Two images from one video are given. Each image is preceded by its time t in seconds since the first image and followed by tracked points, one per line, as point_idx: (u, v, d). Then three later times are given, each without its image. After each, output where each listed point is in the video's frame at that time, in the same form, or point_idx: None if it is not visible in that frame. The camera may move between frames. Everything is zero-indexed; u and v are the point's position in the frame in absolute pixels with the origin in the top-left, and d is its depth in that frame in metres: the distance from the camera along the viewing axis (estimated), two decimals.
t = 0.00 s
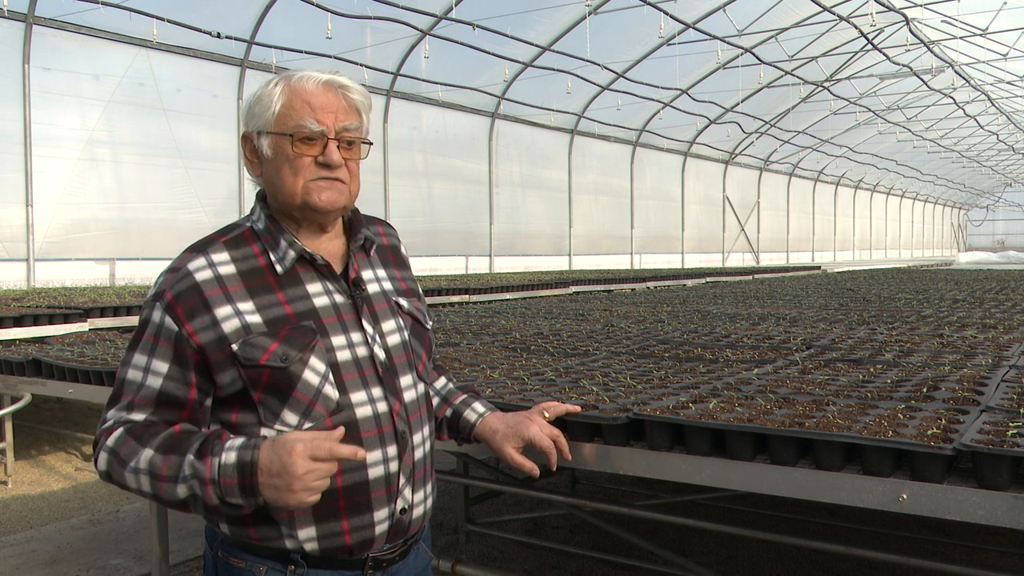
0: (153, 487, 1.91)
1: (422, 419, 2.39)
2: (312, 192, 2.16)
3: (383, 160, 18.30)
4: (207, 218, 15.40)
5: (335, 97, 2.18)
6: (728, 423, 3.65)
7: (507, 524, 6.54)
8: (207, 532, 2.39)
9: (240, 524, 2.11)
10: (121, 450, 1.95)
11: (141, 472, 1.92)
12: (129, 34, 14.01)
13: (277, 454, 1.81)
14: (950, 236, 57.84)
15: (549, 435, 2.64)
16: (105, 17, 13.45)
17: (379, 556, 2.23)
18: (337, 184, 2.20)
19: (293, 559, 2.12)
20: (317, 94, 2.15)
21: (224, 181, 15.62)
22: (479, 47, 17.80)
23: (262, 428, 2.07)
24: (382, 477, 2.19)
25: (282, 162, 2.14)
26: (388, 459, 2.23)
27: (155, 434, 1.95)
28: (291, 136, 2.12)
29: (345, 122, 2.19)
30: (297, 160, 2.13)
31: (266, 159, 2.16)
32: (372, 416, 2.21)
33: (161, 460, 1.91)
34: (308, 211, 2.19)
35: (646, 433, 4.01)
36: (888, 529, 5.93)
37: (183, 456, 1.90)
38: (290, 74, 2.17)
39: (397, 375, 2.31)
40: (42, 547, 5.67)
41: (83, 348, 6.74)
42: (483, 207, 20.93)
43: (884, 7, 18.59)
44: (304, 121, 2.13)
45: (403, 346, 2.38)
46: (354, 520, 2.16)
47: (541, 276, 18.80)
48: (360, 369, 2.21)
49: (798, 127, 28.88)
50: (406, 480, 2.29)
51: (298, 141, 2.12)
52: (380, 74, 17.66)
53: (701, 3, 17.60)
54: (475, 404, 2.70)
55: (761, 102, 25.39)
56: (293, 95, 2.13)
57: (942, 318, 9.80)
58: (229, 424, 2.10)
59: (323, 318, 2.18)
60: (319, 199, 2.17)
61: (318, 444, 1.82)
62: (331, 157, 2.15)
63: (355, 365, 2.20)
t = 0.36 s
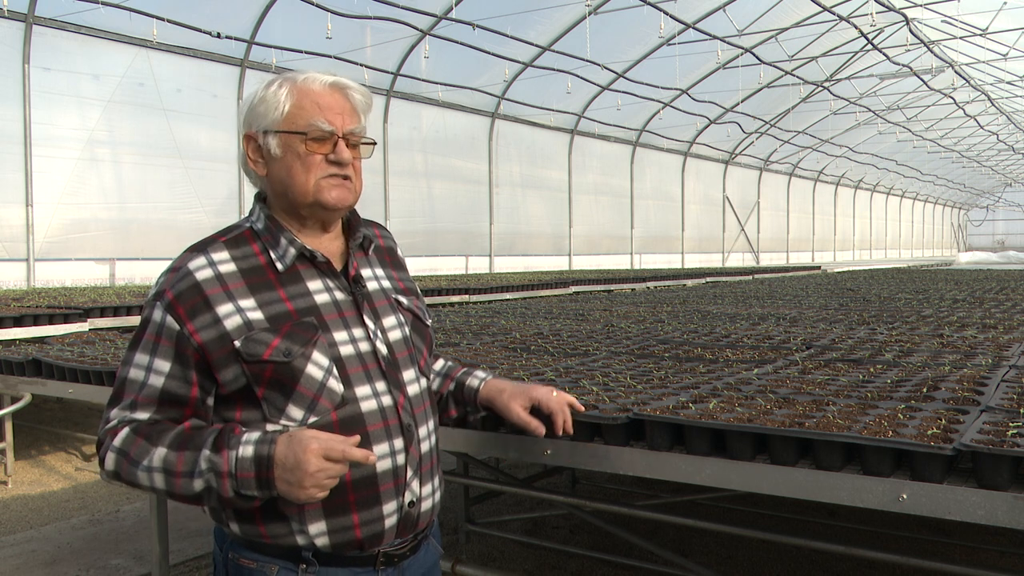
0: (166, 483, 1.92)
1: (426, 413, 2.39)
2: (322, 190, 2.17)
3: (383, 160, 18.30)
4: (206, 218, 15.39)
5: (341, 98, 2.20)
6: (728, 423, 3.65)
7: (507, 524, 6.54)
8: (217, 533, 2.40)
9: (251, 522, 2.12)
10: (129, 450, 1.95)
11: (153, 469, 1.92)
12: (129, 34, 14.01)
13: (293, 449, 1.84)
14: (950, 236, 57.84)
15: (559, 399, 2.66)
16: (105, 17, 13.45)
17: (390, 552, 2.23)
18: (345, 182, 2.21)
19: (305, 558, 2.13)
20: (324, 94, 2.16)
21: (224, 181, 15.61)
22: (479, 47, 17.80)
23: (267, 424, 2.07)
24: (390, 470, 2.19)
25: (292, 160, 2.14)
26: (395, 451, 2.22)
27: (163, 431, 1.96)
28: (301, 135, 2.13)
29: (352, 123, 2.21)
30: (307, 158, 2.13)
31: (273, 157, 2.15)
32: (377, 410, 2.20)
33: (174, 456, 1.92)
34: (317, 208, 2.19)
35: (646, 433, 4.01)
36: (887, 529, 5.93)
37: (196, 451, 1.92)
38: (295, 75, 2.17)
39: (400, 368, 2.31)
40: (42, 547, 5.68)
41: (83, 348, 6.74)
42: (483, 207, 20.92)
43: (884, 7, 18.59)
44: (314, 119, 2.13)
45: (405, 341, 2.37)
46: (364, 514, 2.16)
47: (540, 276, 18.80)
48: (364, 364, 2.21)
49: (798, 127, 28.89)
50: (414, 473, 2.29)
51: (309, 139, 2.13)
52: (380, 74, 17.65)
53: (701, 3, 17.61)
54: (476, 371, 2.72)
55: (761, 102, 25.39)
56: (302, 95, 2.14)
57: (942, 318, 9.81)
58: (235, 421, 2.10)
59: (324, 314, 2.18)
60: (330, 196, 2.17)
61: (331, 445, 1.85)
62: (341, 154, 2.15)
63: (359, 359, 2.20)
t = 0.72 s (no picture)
0: (173, 466, 1.93)
1: (432, 405, 2.34)
2: (307, 174, 2.16)
3: (383, 160, 18.30)
4: (207, 218, 15.38)
5: (324, 86, 2.22)
6: (728, 423, 3.65)
7: (507, 523, 6.54)
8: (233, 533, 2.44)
9: (258, 514, 2.13)
10: (138, 438, 1.99)
11: (160, 453, 1.95)
12: (129, 34, 14.01)
13: (288, 417, 1.80)
14: (950, 236, 57.81)
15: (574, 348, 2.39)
16: (105, 17, 13.45)
17: (399, 546, 2.22)
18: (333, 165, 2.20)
19: (313, 554, 2.16)
20: (306, 84, 2.19)
21: (224, 181, 15.60)
22: (479, 46, 17.80)
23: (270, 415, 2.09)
24: (391, 460, 2.17)
25: (277, 149, 2.17)
26: (398, 442, 2.20)
27: (171, 420, 2.00)
28: (283, 123, 2.15)
29: (337, 108, 2.21)
30: (291, 144, 2.15)
31: (263, 151, 2.19)
32: (378, 401, 2.19)
33: (180, 438, 1.94)
34: (307, 194, 2.19)
35: (646, 433, 4.01)
36: (887, 529, 5.93)
37: (201, 434, 1.94)
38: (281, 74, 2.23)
39: (403, 361, 2.28)
40: (42, 547, 5.67)
41: (83, 348, 6.74)
42: (483, 207, 20.93)
43: (884, 7, 18.59)
44: (294, 106, 2.15)
45: (410, 334, 2.34)
46: (367, 504, 2.15)
47: (540, 276, 18.79)
48: (365, 355, 2.20)
49: (798, 127, 28.89)
50: (418, 465, 2.25)
51: (290, 126, 2.14)
52: (380, 74, 17.65)
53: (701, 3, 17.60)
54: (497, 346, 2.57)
55: (762, 102, 25.38)
56: (284, 88, 2.18)
57: (941, 319, 9.80)
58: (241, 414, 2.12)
59: (325, 307, 2.18)
60: (316, 180, 2.16)
61: (327, 405, 1.79)
62: (322, 136, 2.15)
63: (360, 351, 2.20)
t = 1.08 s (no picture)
0: (172, 459, 1.99)
1: (437, 414, 2.30)
2: (331, 177, 2.16)
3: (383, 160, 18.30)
4: (207, 218, 15.37)
5: (356, 90, 2.21)
6: (728, 423, 3.65)
7: (507, 523, 6.54)
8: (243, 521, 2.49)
9: (257, 510, 2.17)
10: (145, 428, 2.05)
11: (162, 446, 2.01)
12: (129, 34, 14.01)
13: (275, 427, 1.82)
14: (950, 236, 57.83)
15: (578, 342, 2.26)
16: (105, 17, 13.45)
17: (394, 550, 2.21)
18: (358, 168, 2.18)
19: (309, 551, 2.16)
20: (338, 87, 2.19)
21: (224, 181, 15.58)
22: (479, 47, 17.79)
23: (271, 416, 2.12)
24: (388, 468, 2.16)
25: (304, 150, 2.16)
26: (396, 451, 2.19)
27: (176, 412, 2.05)
28: (311, 124, 2.15)
29: (367, 112, 2.20)
30: (317, 146, 2.15)
31: (290, 151, 2.20)
32: (378, 408, 2.18)
33: (179, 433, 2.00)
34: (329, 196, 2.19)
35: (646, 433, 4.01)
36: (887, 529, 5.93)
37: (199, 431, 1.98)
38: (315, 74, 2.23)
39: (409, 368, 2.25)
40: (42, 547, 5.67)
41: (83, 348, 6.74)
42: (483, 207, 20.93)
43: (884, 7, 18.59)
44: (324, 109, 2.15)
45: (419, 341, 2.30)
46: (361, 510, 2.14)
47: (540, 276, 18.79)
48: (370, 362, 2.20)
49: (798, 127, 28.90)
50: (418, 473, 2.23)
51: (318, 127, 2.14)
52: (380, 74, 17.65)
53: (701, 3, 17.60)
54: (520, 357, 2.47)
55: (761, 102, 25.38)
56: (316, 88, 2.18)
57: (942, 318, 9.81)
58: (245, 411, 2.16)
59: (335, 310, 2.19)
60: (339, 183, 2.15)
61: (313, 415, 1.81)
62: (349, 139, 2.14)
63: (365, 357, 2.19)
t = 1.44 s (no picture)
0: (179, 445, 2.01)
1: (447, 416, 2.29)
2: (350, 177, 2.16)
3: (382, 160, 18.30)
4: (206, 218, 15.37)
5: (376, 89, 2.20)
6: (728, 423, 3.65)
7: (508, 523, 6.54)
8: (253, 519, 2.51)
9: (267, 506, 2.19)
10: (154, 415, 2.08)
11: (170, 432, 2.03)
12: (129, 34, 14.01)
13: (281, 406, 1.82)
14: (950, 236, 57.82)
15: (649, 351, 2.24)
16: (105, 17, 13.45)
17: (401, 551, 2.21)
18: (376, 169, 2.18)
19: (317, 549, 2.17)
20: (358, 87, 2.18)
21: (223, 182, 15.57)
22: (479, 47, 17.79)
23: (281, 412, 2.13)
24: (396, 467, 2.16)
25: (324, 149, 2.16)
26: (404, 451, 2.19)
27: (186, 400, 2.07)
28: (331, 124, 2.14)
29: (386, 113, 2.19)
30: (335, 146, 2.14)
31: (309, 150, 2.19)
32: (388, 408, 2.18)
33: (187, 419, 2.02)
34: (347, 197, 2.18)
35: (646, 433, 4.01)
36: (887, 529, 5.93)
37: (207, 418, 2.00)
38: (334, 73, 2.22)
39: (419, 369, 2.25)
40: (42, 547, 5.67)
41: (83, 348, 6.74)
42: (483, 207, 20.92)
43: (885, 7, 18.59)
44: (343, 108, 2.15)
45: (430, 342, 2.29)
46: (369, 510, 2.14)
47: (540, 276, 18.79)
48: (380, 361, 2.20)
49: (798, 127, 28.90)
50: (425, 474, 2.22)
51: (337, 127, 2.14)
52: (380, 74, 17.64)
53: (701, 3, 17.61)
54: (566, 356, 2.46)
55: (761, 102, 25.38)
56: (336, 88, 2.17)
57: (941, 318, 9.80)
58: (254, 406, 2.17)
59: (347, 309, 2.19)
60: (358, 183, 2.16)
61: (318, 396, 1.79)
62: (368, 140, 2.14)
63: (376, 357, 2.19)
